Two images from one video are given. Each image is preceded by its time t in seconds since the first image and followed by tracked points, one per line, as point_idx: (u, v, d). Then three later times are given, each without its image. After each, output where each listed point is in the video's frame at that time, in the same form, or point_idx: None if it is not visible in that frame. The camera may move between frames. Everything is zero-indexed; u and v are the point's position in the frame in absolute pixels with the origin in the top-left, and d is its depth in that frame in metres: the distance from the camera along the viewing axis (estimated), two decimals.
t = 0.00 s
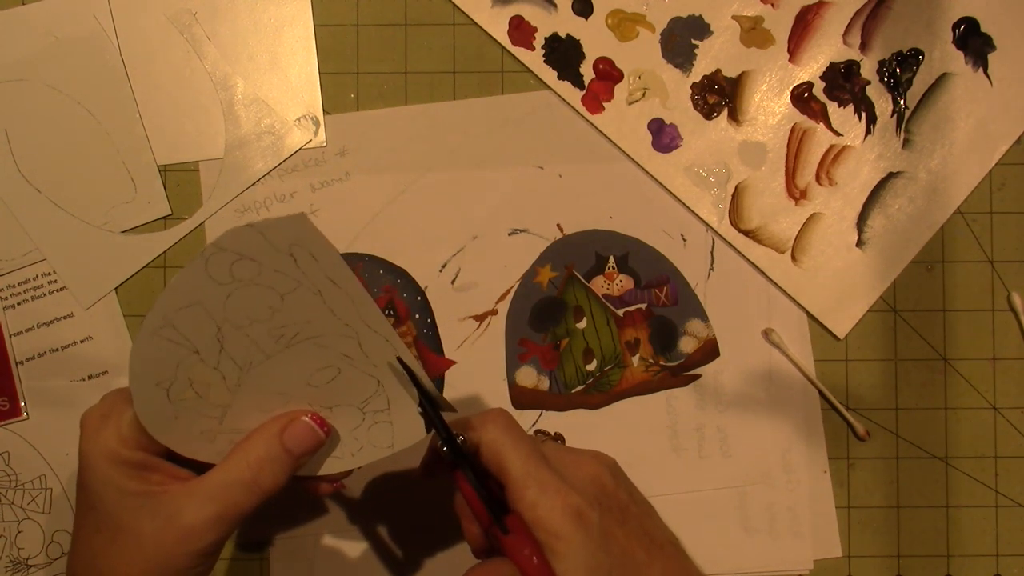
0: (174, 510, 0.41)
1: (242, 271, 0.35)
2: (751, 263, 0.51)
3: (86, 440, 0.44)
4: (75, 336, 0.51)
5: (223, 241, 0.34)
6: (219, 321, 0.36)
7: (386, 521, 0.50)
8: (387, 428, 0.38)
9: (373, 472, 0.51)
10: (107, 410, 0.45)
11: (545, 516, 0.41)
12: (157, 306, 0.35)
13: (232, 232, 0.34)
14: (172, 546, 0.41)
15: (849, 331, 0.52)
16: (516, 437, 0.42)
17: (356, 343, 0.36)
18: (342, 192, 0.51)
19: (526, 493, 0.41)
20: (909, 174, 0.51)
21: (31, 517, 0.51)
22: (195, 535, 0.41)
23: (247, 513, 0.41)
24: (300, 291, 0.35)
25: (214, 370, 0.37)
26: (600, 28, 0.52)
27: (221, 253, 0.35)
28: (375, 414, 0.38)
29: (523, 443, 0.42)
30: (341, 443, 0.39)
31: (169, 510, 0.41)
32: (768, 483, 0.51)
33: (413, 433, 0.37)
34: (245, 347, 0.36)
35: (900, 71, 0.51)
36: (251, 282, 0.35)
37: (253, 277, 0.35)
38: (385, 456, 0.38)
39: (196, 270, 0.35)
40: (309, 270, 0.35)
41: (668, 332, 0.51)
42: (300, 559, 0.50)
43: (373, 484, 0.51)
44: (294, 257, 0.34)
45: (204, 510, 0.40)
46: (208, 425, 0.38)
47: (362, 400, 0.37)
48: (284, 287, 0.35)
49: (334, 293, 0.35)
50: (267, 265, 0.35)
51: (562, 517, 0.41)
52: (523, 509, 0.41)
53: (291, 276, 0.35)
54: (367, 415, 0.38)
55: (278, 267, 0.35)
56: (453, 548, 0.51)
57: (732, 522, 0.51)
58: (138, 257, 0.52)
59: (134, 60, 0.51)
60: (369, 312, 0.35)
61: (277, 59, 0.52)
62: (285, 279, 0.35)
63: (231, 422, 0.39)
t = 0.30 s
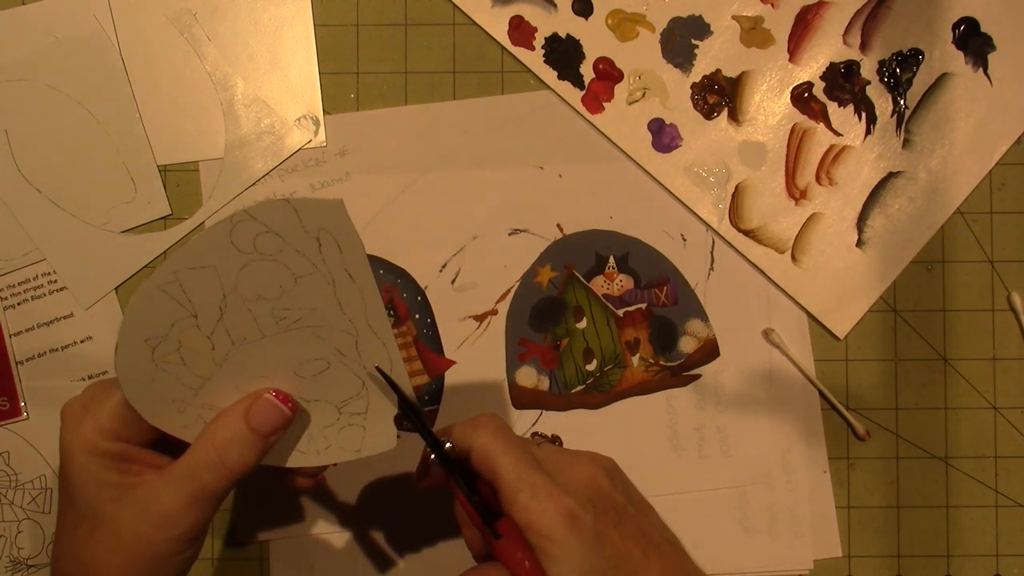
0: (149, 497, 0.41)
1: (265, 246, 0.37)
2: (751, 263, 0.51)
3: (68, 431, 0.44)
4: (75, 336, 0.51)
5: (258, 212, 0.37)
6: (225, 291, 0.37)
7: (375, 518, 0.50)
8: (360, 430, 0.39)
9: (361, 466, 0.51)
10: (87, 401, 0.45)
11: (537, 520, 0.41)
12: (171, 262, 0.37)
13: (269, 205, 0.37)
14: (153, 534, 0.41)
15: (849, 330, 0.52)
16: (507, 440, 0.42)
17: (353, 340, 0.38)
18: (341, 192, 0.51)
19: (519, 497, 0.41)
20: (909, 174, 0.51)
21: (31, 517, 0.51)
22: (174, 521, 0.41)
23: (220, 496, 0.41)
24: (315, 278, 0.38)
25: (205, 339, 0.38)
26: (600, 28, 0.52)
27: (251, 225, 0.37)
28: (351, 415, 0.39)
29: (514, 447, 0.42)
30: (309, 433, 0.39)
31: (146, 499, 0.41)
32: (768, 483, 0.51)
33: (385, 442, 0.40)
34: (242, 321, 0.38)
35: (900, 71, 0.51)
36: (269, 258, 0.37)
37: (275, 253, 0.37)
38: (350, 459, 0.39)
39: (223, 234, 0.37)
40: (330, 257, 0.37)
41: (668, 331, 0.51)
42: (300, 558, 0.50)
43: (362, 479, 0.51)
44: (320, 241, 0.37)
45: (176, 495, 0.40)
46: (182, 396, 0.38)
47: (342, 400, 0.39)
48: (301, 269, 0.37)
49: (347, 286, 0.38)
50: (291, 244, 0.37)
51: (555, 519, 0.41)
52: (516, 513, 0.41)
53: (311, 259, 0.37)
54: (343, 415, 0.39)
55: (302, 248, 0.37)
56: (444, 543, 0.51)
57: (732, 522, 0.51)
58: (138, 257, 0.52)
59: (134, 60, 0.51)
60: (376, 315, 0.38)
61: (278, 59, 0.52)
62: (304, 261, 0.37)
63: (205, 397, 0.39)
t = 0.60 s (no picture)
0: (155, 499, 0.41)
1: (261, 248, 0.36)
2: (751, 263, 0.51)
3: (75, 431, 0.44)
4: (75, 336, 0.51)
5: (250, 213, 0.35)
6: (224, 293, 0.36)
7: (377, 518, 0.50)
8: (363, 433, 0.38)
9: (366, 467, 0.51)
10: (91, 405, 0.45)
11: (537, 522, 0.40)
12: (167, 265, 0.35)
13: (260, 206, 0.35)
14: (157, 537, 0.41)
15: (849, 330, 0.52)
16: (507, 443, 0.42)
17: (355, 342, 0.37)
18: (341, 192, 0.51)
19: (519, 499, 0.41)
20: (909, 174, 0.51)
21: (31, 517, 0.51)
22: (177, 524, 0.41)
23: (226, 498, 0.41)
24: (314, 279, 0.36)
25: (206, 342, 0.37)
26: (600, 28, 0.52)
27: (245, 226, 0.35)
28: (356, 417, 0.38)
29: (513, 449, 0.42)
30: (314, 433, 0.39)
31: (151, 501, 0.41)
32: (768, 483, 0.51)
33: (389, 445, 0.39)
34: (243, 324, 0.36)
35: (900, 71, 0.51)
36: (267, 260, 0.36)
37: (271, 255, 0.35)
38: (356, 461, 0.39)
39: (216, 237, 0.35)
40: (327, 259, 0.35)
41: (668, 331, 0.51)
42: (298, 557, 0.50)
43: (365, 481, 0.51)
44: (316, 242, 0.35)
45: (182, 498, 0.40)
46: (186, 398, 0.38)
47: (346, 402, 0.38)
48: (298, 271, 0.36)
49: (347, 288, 0.36)
50: (286, 246, 0.35)
51: (555, 523, 0.40)
52: (515, 516, 0.41)
53: (308, 262, 0.35)
54: (348, 416, 0.38)
55: (297, 250, 0.35)
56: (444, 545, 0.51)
57: (732, 523, 0.51)
58: (138, 257, 0.52)
59: (134, 60, 0.51)
60: (377, 317, 0.37)
61: (278, 59, 0.52)
62: (301, 264, 0.35)
63: (209, 400, 0.38)
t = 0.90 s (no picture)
0: (189, 517, 0.41)
1: (286, 271, 0.37)
2: (751, 263, 0.51)
3: (111, 450, 0.45)
4: (75, 336, 0.51)
5: (274, 237, 0.37)
6: (253, 317, 0.37)
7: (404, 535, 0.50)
8: (397, 453, 0.38)
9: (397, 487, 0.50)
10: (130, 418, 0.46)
11: (548, 514, 0.41)
12: (199, 291, 0.37)
13: (284, 231, 0.37)
14: (188, 553, 0.41)
15: (849, 330, 0.52)
16: (504, 441, 0.41)
17: (381, 359, 0.38)
18: (341, 192, 0.51)
19: (524, 495, 0.41)
20: (909, 174, 0.51)
21: (31, 517, 0.51)
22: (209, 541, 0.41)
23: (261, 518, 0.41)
24: (338, 299, 0.37)
25: (239, 364, 0.38)
26: (600, 28, 0.52)
27: (271, 251, 0.37)
28: (388, 436, 0.38)
29: (511, 447, 0.42)
30: (348, 454, 0.38)
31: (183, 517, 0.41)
32: (768, 483, 0.51)
33: (425, 462, 0.38)
34: (273, 346, 0.38)
35: (900, 71, 0.51)
36: (292, 283, 0.37)
37: (295, 276, 0.37)
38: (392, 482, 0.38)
39: (244, 262, 0.37)
40: (349, 278, 0.37)
41: (668, 332, 0.51)
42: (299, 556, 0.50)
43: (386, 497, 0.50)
44: (338, 263, 0.37)
45: (218, 516, 0.40)
46: (223, 420, 0.38)
47: (379, 421, 0.38)
48: (322, 291, 0.37)
49: (369, 305, 0.37)
50: (310, 267, 0.37)
51: (564, 512, 0.41)
52: (523, 512, 0.41)
53: (332, 281, 0.37)
54: (380, 436, 0.38)
55: (320, 271, 0.37)
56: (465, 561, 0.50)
57: (732, 523, 0.51)
58: (138, 257, 0.52)
59: (134, 59, 0.51)
60: (401, 332, 0.38)
61: (277, 59, 0.52)
62: (325, 284, 0.37)
63: (245, 421, 0.39)
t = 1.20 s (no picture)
0: (201, 525, 0.41)
1: (281, 280, 0.36)
2: (751, 263, 0.51)
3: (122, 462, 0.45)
4: (75, 336, 0.51)
5: (265, 247, 0.35)
6: (253, 328, 0.36)
7: (413, 535, 0.51)
8: (407, 452, 0.38)
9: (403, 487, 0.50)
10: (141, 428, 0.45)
11: (550, 512, 0.41)
12: (196, 305, 0.36)
13: (274, 240, 0.35)
14: (201, 560, 0.41)
15: (849, 330, 0.52)
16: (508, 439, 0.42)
17: (385, 362, 0.37)
18: (341, 192, 0.51)
19: (527, 493, 0.41)
20: (909, 174, 0.51)
21: (31, 517, 0.51)
22: (222, 548, 0.41)
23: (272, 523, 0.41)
24: (338, 306, 0.36)
25: (244, 376, 0.37)
26: (600, 28, 0.52)
27: (263, 261, 0.36)
28: (398, 435, 0.38)
29: (515, 446, 0.42)
30: (359, 456, 0.39)
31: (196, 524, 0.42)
32: (768, 483, 0.51)
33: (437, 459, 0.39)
34: (276, 357, 0.37)
35: (900, 71, 0.51)
36: (290, 292, 0.36)
37: (291, 286, 0.36)
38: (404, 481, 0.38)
39: (237, 274, 0.36)
40: (347, 285, 0.36)
41: (668, 332, 0.51)
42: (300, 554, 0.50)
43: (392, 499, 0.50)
44: (334, 270, 0.36)
45: (230, 523, 0.41)
46: (232, 431, 0.38)
47: (386, 422, 0.38)
48: (321, 300, 0.36)
49: (370, 311, 0.36)
50: (306, 276, 0.36)
51: (566, 511, 0.41)
52: (526, 510, 0.41)
53: (330, 289, 0.36)
54: (390, 436, 0.38)
55: (317, 279, 0.36)
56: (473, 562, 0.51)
57: (732, 522, 0.51)
58: (138, 257, 0.52)
59: (134, 59, 0.51)
60: (405, 335, 0.37)
61: (277, 59, 0.52)
62: (323, 292, 0.36)
63: (255, 430, 0.39)
